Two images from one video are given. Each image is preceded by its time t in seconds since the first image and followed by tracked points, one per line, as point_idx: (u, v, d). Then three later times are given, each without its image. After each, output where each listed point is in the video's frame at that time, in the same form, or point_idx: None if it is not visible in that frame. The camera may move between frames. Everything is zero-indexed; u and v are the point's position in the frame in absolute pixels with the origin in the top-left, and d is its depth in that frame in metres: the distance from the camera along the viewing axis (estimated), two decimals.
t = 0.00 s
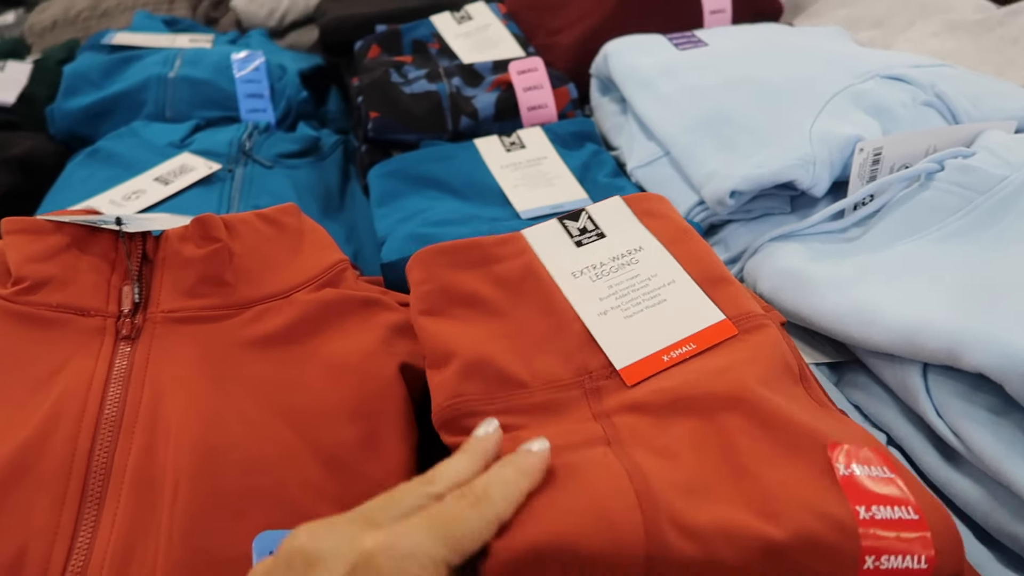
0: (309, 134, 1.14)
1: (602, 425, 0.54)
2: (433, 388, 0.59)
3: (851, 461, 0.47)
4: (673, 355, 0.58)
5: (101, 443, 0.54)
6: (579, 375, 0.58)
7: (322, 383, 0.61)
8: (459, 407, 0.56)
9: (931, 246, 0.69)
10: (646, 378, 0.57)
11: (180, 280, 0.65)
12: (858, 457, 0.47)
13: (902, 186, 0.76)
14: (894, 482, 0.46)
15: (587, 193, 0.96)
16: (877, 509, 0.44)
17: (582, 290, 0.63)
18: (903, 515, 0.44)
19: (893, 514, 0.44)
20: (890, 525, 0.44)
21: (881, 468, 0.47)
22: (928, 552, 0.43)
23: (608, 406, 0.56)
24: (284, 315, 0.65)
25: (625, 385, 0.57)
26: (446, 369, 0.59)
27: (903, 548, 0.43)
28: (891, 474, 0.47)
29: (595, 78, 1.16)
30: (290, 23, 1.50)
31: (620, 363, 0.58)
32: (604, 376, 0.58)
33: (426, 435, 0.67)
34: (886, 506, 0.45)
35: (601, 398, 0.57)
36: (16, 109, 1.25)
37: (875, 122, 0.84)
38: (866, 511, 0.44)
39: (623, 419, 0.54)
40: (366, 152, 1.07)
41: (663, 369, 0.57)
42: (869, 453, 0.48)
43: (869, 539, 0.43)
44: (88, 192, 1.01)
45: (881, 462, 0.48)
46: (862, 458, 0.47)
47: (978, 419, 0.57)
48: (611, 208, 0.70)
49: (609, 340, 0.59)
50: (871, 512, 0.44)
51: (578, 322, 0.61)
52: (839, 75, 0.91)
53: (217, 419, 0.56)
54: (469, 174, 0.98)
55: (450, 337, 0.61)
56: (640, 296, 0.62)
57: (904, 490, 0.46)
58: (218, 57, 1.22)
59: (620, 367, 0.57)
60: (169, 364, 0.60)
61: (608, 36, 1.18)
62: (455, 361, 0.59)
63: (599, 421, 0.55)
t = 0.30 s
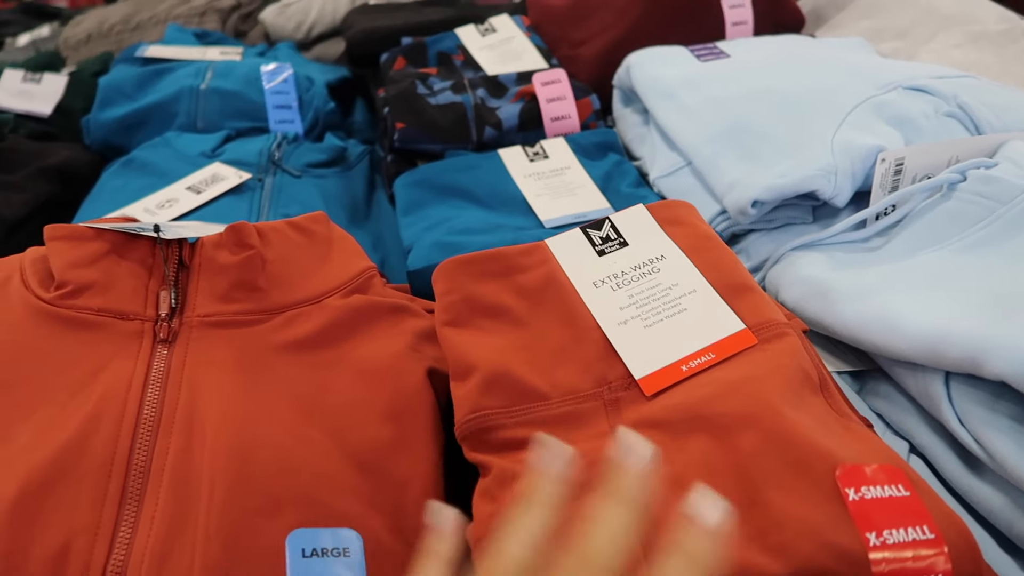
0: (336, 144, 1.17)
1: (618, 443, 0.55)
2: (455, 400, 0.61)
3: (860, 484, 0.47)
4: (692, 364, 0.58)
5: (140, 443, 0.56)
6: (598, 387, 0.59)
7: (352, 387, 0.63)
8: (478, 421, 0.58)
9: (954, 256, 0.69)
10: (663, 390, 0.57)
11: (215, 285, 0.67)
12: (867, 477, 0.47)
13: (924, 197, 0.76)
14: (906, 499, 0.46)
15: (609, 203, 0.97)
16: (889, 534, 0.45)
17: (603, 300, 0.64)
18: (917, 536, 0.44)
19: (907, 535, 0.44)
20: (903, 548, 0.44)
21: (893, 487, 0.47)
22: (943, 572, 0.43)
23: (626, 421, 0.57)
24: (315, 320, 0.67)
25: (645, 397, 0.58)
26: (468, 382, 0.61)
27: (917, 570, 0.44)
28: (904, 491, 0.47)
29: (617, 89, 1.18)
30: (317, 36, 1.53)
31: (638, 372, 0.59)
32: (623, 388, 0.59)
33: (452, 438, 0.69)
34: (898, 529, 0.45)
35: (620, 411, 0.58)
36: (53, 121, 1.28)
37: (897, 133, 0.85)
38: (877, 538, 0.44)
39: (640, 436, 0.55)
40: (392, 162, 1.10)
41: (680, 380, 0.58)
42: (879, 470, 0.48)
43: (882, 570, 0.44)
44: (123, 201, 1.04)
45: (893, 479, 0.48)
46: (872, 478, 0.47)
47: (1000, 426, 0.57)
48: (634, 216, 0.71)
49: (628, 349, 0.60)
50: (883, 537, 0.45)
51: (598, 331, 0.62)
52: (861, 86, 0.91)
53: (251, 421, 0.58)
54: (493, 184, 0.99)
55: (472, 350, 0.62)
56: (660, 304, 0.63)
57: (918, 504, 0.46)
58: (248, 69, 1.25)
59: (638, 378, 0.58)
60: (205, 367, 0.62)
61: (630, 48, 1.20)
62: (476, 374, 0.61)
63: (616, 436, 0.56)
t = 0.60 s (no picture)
0: (357, 153, 1.19)
1: (630, 449, 0.56)
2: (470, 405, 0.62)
3: (868, 492, 0.47)
4: (704, 372, 0.59)
5: (166, 445, 0.58)
6: (610, 394, 0.60)
7: (370, 391, 0.64)
8: (494, 426, 0.60)
9: (969, 267, 0.69)
10: (675, 397, 0.58)
11: (238, 292, 0.69)
12: (875, 485, 0.48)
13: (940, 207, 0.77)
14: (914, 508, 0.47)
15: (626, 212, 0.98)
16: (897, 542, 0.45)
17: (617, 309, 0.65)
18: (926, 544, 0.45)
19: (916, 543, 0.45)
20: (911, 555, 0.44)
21: (901, 495, 0.47)
22: None
23: (638, 426, 0.57)
24: (334, 326, 0.68)
25: (657, 404, 0.59)
26: (482, 388, 0.62)
27: None
28: (912, 500, 0.47)
29: (635, 99, 1.19)
30: (339, 47, 1.55)
31: (650, 379, 0.60)
32: (635, 395, 0.60)
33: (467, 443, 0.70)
34: (907, 537, 0.45)
35: (633, 416, 0.59)
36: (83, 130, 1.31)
37: (913, 143, 0.85)
38: (885, 545, 0.45)
39: (650, 442, 0.56)
40: (411, 171, 1.12)
41: (692, 387, 0.58)
42: (887, 479, 0.48)
43: None
44: (149, 208, 1.06)
45: (901, 488, 0.48)
46: (880, 486, 0.48)
47: (1013, 435, 0.58)
48: (649, 225, 0.72)
49: (641, 357, 0.61)
50: (891, 544, 0.45)
51: (611, 339, 0.63)
52: (877, 96, 0.92)
53: (273, 424, 0.59)
54: (511, 193, 1.01)
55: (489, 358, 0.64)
56: (673, 313, 0.64)
57: (926, 512, 0.46)
58: (272, 79, 1.27)
59: (650, 385, 0.59)
60: (228, 372, 0.63)
61: (647, 59, 1.21)
62: (491, 380, 0.62)
63: (628, 442, 0.57)
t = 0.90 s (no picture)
0: (380, 158, 1.19)
1: (657, 454, 0.55)
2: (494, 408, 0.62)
3: (904, 501, 0.46)
4: (732, 378, 0.58)
5: (191, 443, 0.58)
6: (637, 398, 0.60)
7: (394, 393, 0.64)
8: (519, 429, 0.59)
9: (1003, 273, 0.69)
10: (704, 402, 0.57)
11: (264, 293, 0.69)
12: (912, 494, 0.47)
13: (972, 213, 0.76)
14: (952, 517, 0.46)
15: (650, 217, 0.97)
16: (935, 552, 0.44)
17: (643, 313, 0.64)
18: (964, 555, 0.44)
19: (954, 554, 0.44)
20: (950, 567, 0.43)
21: (939, 504, 0.46)
22: None
23: (666, 431, 0.57)
24: (359, 328, 0.68)
25: (684, 409, 0.58)
26: (507, 391, 0.62)
27: None
28: (950, 509, 0.46)
29: (658, 105, 1.18)
30: (362, 53, 1.56)
31: (677, 384, 0.59)
32: (663, 400, 0.59)
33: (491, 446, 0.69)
34: (945, 548, 0.44)
35: (660, 421, 0.58)
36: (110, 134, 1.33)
37: (944, 149, 0.84)
38: (922, 555, 0.44)
39: (678, 447, 0.55)
40: (435, 176, 1.12)
41: (721, 393, 0.57)
42: (924, 488, 0.47)
43: None
44: (175, 211, 1.07)
45: (938, 497, 0.47)
46: (917, 495, 0.47)
47: None
48: (675, 230, 0.71)
49: (668, 361, 0.60)
50: (929, 555, 0.44)
51: (638, 343, 0.63)
52: (906, 102, 0.91)
53: (297, 424, 0.59)
54: (534, 198, 1.00)
55: (513, 361, 0.63)
56: (701, 317, 0.63)
57: (965, 523, 0.45)
58: (296, 85, 1.28)
59: (678, 390, 0.58)
60: (254, 372, 0.63)
61: (671, 64, 1.20)
62: (515, 383, 0.61)
63: (655, 447, 0.56)
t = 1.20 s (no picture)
0: (394, 155, 1.19)
1: (669, 451, 0.55)
2: (507, 403, 0.62)
3: (916, 501, 0.46)
4: (745, 376, 0.58)
5: (206, 433, 0.58)
6: (649, 396, 0.60)
7: (408, 388, 0.64)
8: (531, 424, 0.59)
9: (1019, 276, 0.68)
10: (716, 401, 0.58)
11: (279, 286, 0.69)
12: (924, 494, 0.47)
13: (988, 216, 0.76)
14: (965, 518, 0.46)
15: (663, 217, 0.97)
16: (947, 552, 0.44)
17: (657, 311, 0.65)
18: (977, 556, 0.44)
19: (966, 554, 0.44)
20: (962, 567, 0.43)
21: (952, 505, 0.46)
22: None
23: (678, 429, 0.57)
24: (372, 323, 0.69)
25: (696, 407, 0.58)
26: (520, 386, 0.62)
27: None
28: (963, 509, 0.46)
29: (672, 106, 1.18)
30: (377, 51, 1.57)
31: (690, 383, 0.59)
32: (675, 397, 0.59)
33: (503, 442, 0.70)
34: (957, 548, 0.44)
35: (672, 419, 0.58)
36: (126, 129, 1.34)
37: (960, 152, 0.84)
38: (934, 555, 0.44)
39: (690, 445, 0.55)
40: (448, 174, 1.12)
41: (733, 392, 0.58)
42: (936, 488, 0.47)
43: None
44: (190, 205, 1.08)
45: (951, 497, 0.47)
46: (929, 495, 0.46)
47: None
48: (689, 229, 0.71)
49: (681, 360, 0.60)
50: (940, 555, 0.44)
51: (651, 341, 0.63)
52: (922, 105, 0.90)
53: (311, 416, 0.60)
54: (547, 196, 1.01)
55: (526, 357, 0.63)
56: (714, 316, 0.63)
57: (977, 523, 0.45)
58: (311, 82, 1.29)
59: (690, 388, 0.58)
60: (269, 364, 0.64)
61: (686, 65, 1.20)
62: (528, 379, 0.62)
63: (667, 444, 0.56)
